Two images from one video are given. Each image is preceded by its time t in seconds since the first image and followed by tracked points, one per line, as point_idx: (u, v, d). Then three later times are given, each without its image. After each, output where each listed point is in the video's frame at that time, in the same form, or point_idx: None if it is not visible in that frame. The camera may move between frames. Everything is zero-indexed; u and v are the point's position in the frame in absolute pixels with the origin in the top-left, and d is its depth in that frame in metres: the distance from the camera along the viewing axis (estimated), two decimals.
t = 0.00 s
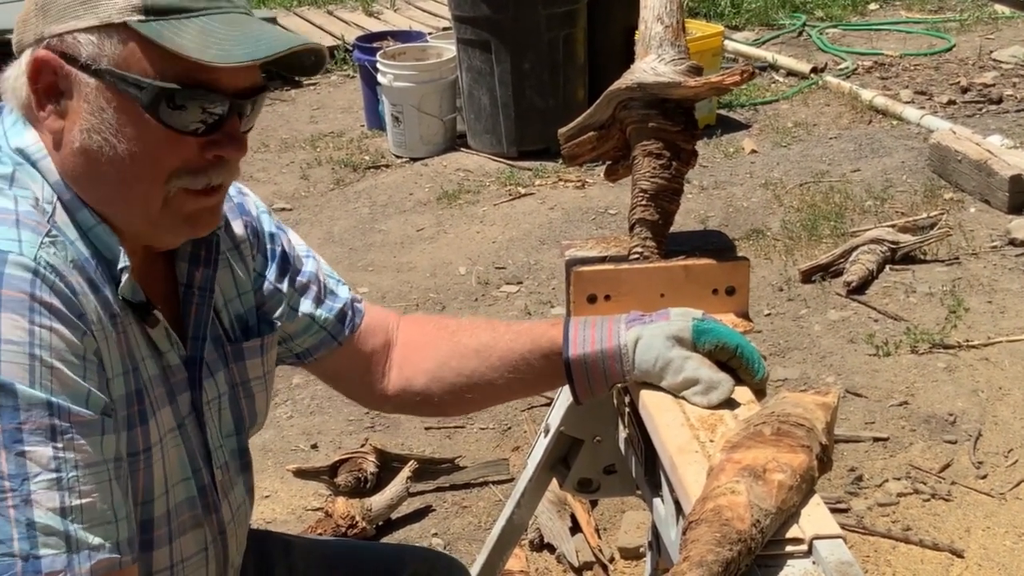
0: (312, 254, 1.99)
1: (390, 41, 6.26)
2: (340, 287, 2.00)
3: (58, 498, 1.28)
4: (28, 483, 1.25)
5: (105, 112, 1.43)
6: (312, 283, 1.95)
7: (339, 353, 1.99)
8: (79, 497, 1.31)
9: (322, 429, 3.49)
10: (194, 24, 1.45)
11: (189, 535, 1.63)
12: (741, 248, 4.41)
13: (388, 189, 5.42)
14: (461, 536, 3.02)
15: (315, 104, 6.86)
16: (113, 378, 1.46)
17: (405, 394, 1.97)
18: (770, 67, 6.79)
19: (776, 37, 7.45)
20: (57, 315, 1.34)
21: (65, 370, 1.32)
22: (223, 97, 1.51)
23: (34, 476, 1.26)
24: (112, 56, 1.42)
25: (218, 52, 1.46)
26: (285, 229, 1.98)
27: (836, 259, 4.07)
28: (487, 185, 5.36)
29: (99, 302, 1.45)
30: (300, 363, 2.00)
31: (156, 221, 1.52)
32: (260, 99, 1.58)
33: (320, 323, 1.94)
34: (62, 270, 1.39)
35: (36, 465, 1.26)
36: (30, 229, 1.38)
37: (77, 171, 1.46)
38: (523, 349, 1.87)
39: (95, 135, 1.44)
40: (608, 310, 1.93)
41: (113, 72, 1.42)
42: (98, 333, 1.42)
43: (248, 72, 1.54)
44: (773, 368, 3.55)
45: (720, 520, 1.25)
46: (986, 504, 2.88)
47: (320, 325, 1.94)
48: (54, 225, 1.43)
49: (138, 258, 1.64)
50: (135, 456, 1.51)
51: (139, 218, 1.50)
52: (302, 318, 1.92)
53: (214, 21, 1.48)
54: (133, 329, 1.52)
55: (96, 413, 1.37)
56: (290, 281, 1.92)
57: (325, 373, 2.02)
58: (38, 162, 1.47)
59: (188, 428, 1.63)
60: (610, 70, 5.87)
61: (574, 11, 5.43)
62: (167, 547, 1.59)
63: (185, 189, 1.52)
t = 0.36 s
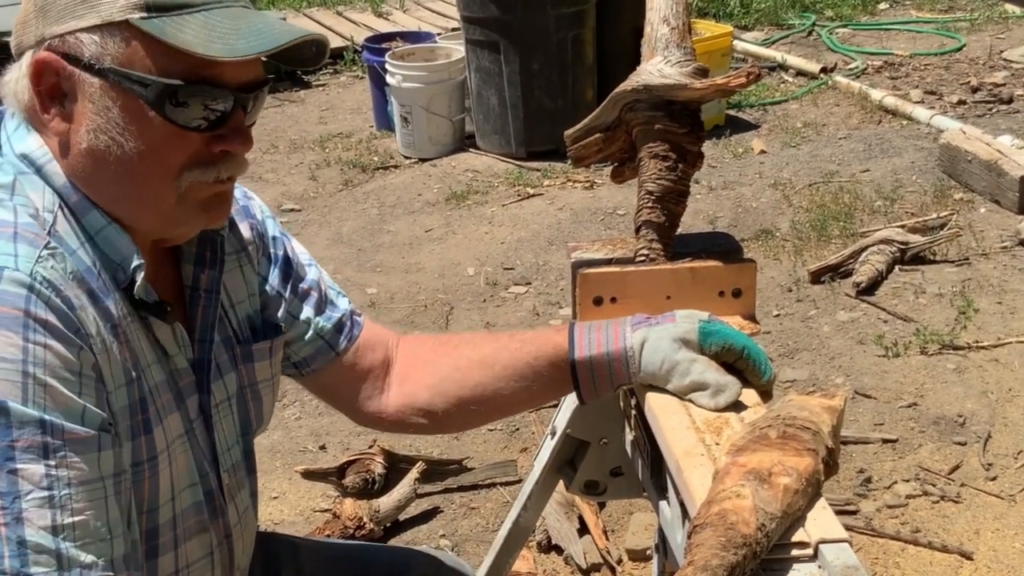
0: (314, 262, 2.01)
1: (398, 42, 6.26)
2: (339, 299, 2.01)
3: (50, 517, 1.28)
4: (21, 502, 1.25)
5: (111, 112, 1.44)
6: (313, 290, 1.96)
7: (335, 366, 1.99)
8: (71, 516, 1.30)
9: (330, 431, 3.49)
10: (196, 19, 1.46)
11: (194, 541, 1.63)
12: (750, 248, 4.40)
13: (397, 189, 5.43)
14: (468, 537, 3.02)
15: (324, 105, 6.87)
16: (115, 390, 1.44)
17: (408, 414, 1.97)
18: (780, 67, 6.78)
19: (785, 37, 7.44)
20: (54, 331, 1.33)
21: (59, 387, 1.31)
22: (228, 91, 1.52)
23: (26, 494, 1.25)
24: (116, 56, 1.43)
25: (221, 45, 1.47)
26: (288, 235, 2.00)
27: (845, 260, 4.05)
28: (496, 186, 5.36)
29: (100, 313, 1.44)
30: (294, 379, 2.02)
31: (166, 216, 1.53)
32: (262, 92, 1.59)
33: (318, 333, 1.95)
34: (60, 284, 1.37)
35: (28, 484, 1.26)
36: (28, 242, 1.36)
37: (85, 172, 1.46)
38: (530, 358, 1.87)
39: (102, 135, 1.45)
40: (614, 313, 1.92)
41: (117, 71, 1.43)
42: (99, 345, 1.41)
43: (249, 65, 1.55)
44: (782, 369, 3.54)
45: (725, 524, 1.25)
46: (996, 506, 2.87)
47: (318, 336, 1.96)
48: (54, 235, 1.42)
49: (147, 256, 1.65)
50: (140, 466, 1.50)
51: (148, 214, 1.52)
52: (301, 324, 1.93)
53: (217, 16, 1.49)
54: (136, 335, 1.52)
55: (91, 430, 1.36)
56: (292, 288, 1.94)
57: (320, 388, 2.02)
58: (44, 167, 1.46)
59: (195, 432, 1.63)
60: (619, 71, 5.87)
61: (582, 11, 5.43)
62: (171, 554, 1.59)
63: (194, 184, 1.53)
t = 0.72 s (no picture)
0: (320, 259, 2.00)
1: (403, 39, 6.26)
2: (347, 294, 2.01)
3: (51, 520, 1.28)
4: (21, 506, 1.25)
5: (111, 108, 1.43)
6: (319, 287, 1.96)
7: (342, 363, 1.99)
8: (72, 519, 1.30)
9: (335, 428, 3.49)
10: (197, 15, 1.46)
11: (198, 540, 1.63)
12: (756, 245, 4.39)
13: (402, 187, 5.42)
14: (474, 535, 3.02)
15: (329, 103, 6.86)
16: (116, 393, 1.43)
17: (412, 406, 1.97)
18: (786, 63, 6.76)
19: (792, 33, 7.42)
20: (54, 336, 1.32)
21: (59, 392, 1.30)
22: (230, 88, 1.50)
23: (27, 498, 1.25)
24: (118, 51, 1.42)
25: (223, 41, 1.46)
26: (293, 233, 1.99)
27: (852, 256, 4.04)
28: (501, 183, 5.35)
29: (101, 315, 1.43)
30: (302, 375, 2.01)
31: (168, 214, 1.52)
32: (267, 89, 1.57)
33: (326, 331, 1.95)
34: (60, 288, 1.36)
35: (29, 488, 1.26)
36: (28, 245, 1.35)
37: (86, 169, 1.46)
38: (534, 353, 1.86)
39: (102, 131, 1.44)
40: (619, 310, 1.92)
41: (119, 66, 1.42)
42: (100, 348, 1.40)
43: (252, 63, 1.54)
44: (788, 366, 3.53)
45: (730, 522, 1.24)
46: (1004, 503, 2.85)
47: (325, 333, 1.95)
48: (54, 236, 1.41)
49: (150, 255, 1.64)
50: (143, 466, 1.49)
51: (150, 211, 1.51)
52: (307, 322, 1.93)
53: (219, 10, 1.49)
54: (140, 335, 1.51)
55: (92, 434, 1.35)
56: (298, 286, 1.93)
57: (328, 384, 2.01)
58: (46, 166, 1.46)
59: (199, 431, 1.63)
60: (624, 67, 5.85)
61: (588, 7, 5.41)
62: (176, 554, 1.59)
63: (196, 182, 1.51)
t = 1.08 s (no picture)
0: (314, 250, 2.00)
1: (404, 34, 6.25)
2: (342, 284, 2.00)
3: (51, 525, 1.27)
4: (22, 511, 1.25)
5: (126, 110, 1.43)
6: (313, 278, 1.95)
7: (339, 352, 1.99)
8: (72, 523, 1.30)
9: (335, 425, 3.49)
10: (209, 10, 1.46)
11: (200, 536, 1.63)
12: (757, 240, 4.38)
13: (402, 183, 5.41)
14: (474, 531, 3.01)
15: (330, 98, 6.85)
16: (120, 393, 1.42)
17: (410, 397, 1.97)
18: (787, 57, 6.75)
19: (793, 28, 7.40)
20: (56, 339, 1.31)
21: (61, 396, 1.29)
22: (237, 80, 1.51)
23: (27, 503, 1.25)
24: (129, 52, 1.41)
25: (241, 36, 1.48)
26: (287, 224, 1.99)
27: (853, 251, 4.03)
28: (502, 178, 5.35)
29: (103, 314, 1.42)
30: (300, 365, 2.01)
31: (184, 208, 1.53)
32: (267, 79, 1.60)
33: (322, 321, 1.94)
34: (63, 288, 1.35)
35: (29, 492, 1.25)
36: (29, 246, 1.34)
37: (102, 171, 1.46)
38: (531, 348, 1.86)
39: (119, 133, 1.44)
40: (619, 305, 1.91)
41: (130, 67, 1.42)
42: (103, 348, 1.39)
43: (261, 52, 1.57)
44: (790, 362, 3.53)
45: (729, 520, 1.23)
46: (1005, 499, 2.85)
47: (321, 323, 1.94)
48: (55, 234, 1.40)
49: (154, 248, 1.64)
50: (146, 465, 1.49)
51: (168, 207, 1.52)
52: (303, 313, 1.92)
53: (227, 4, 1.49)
54: (140, 331, 1.50)
55: (94, 438, 1.34)
56: (293, 277, 1.93)
57: (326, 373, 2.01)
58: (46, 164, 1.45)
59: (200, 426, 1.63)
60: (625, 62, 5.83)
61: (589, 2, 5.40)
62: (179, 550, 1.58)
63: (212, 174, 1.53)
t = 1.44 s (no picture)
0: (315, 245, 2.00)
1: (404, 32, 6.24)
2: (342, 279, 2.00)
3: (58, 530, 1.28)
4: (28, 516, 1.25)
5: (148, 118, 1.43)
6: (313, 274, 1.95)
7: (339, 347, 1.99)
8: (79, 528, 1.30)
9: (336, 422, 3.49)
10: (229, 17, 1.45)
11: (205, 532, 1.63)
12: (757, 238, 4.38)
13: (403, 181, 5.41)
14: (475, 529, 3.01)
15: (330, 96, 6.85)
16: (127, 394, 1.41)
17: (412, 392, 1.97)
18: (787, 56, 6.75)
19: (793, 26, 7.40)
20: (63, 343, 1.31)
21: (68, 401, 1.29)
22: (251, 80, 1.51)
23: (34, 508, 1.25)
24: (152, 62, 1.41)
25: (263, 44, 1.47)
26: (287, 220, 1.99)
27: (853, 250, 4.03)
28: (502, 176, 5.35)
29: (108, 315, 1.42)
30: (301, 360, 2.01)
31: (197, 210, 1.54)
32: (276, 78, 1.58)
33: (322, 317, 1.94)
34: (69, 290, 1.35)
35: (35, 498, 1.25)
36: (35, 248, 1.34)
37: (126, 177, 1.46)
38: (530, 344, 1.87)
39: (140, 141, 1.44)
40: (621, 303, 1.91)
41: (154, 76, 1.42)
42: (110, 349, 1.39)
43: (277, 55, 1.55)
44: (790, 360, 3.53)
45: (734, 517, 1.24)
46: (1006, 497, 2.85)
47: (321, 319, 1.94)
48: (60, 235, 1.39)
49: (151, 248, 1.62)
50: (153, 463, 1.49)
51: (181, 209, 1.52)
52: (302, 309, 1.92)
53: (248, 12, 1.48)
54: (144, 329, 1.50)
55: (101, 442, 1.34)
56: (292, 273, 1.93)
57: (327, 367, 2.01)
58: (48, 165, 1.43)
59: (204, 423, 1.63)
60: (626, 60, 5.83)
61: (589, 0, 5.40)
62: (180, 547, 1.59)
63: (223, 174, 1.54)
